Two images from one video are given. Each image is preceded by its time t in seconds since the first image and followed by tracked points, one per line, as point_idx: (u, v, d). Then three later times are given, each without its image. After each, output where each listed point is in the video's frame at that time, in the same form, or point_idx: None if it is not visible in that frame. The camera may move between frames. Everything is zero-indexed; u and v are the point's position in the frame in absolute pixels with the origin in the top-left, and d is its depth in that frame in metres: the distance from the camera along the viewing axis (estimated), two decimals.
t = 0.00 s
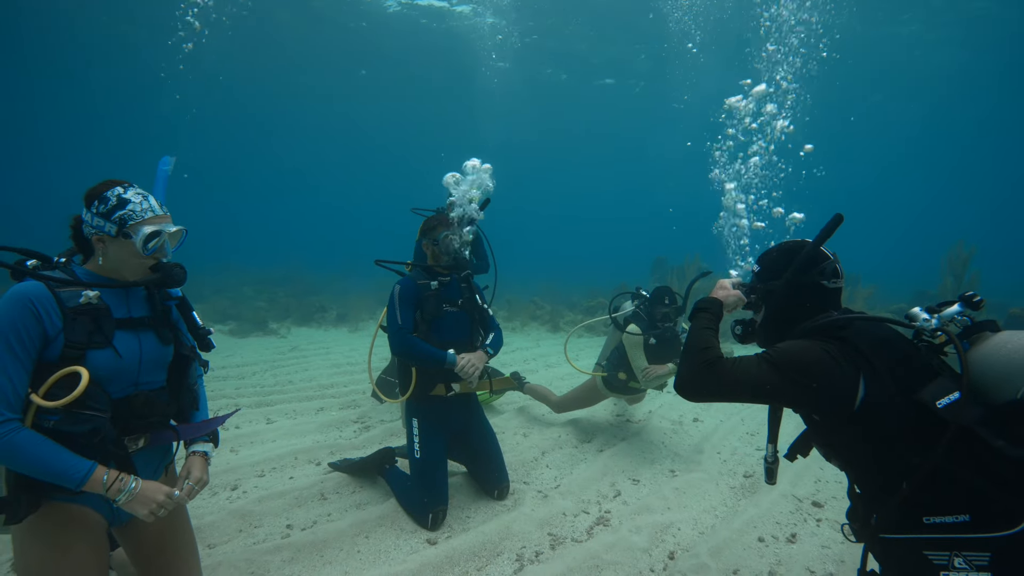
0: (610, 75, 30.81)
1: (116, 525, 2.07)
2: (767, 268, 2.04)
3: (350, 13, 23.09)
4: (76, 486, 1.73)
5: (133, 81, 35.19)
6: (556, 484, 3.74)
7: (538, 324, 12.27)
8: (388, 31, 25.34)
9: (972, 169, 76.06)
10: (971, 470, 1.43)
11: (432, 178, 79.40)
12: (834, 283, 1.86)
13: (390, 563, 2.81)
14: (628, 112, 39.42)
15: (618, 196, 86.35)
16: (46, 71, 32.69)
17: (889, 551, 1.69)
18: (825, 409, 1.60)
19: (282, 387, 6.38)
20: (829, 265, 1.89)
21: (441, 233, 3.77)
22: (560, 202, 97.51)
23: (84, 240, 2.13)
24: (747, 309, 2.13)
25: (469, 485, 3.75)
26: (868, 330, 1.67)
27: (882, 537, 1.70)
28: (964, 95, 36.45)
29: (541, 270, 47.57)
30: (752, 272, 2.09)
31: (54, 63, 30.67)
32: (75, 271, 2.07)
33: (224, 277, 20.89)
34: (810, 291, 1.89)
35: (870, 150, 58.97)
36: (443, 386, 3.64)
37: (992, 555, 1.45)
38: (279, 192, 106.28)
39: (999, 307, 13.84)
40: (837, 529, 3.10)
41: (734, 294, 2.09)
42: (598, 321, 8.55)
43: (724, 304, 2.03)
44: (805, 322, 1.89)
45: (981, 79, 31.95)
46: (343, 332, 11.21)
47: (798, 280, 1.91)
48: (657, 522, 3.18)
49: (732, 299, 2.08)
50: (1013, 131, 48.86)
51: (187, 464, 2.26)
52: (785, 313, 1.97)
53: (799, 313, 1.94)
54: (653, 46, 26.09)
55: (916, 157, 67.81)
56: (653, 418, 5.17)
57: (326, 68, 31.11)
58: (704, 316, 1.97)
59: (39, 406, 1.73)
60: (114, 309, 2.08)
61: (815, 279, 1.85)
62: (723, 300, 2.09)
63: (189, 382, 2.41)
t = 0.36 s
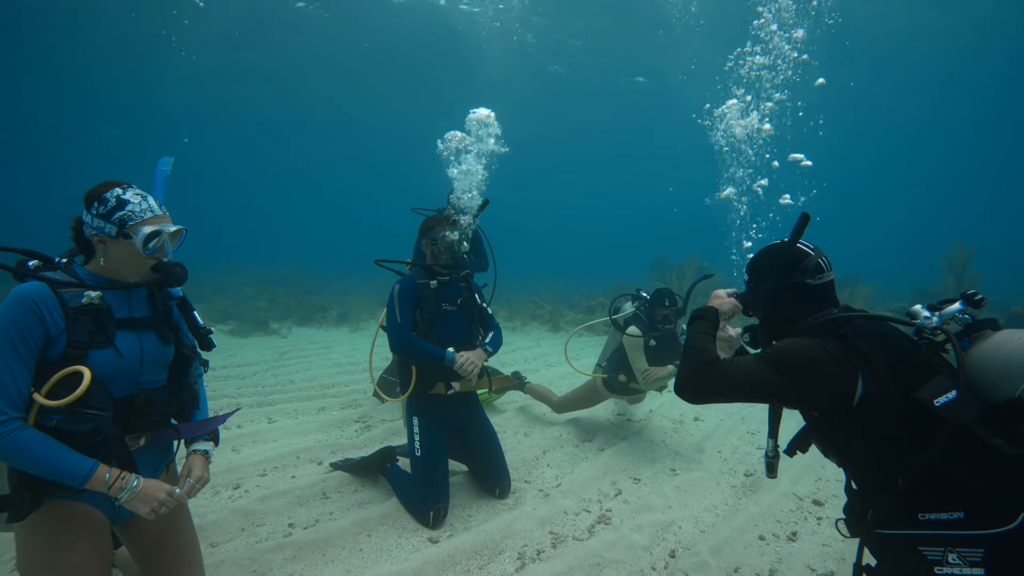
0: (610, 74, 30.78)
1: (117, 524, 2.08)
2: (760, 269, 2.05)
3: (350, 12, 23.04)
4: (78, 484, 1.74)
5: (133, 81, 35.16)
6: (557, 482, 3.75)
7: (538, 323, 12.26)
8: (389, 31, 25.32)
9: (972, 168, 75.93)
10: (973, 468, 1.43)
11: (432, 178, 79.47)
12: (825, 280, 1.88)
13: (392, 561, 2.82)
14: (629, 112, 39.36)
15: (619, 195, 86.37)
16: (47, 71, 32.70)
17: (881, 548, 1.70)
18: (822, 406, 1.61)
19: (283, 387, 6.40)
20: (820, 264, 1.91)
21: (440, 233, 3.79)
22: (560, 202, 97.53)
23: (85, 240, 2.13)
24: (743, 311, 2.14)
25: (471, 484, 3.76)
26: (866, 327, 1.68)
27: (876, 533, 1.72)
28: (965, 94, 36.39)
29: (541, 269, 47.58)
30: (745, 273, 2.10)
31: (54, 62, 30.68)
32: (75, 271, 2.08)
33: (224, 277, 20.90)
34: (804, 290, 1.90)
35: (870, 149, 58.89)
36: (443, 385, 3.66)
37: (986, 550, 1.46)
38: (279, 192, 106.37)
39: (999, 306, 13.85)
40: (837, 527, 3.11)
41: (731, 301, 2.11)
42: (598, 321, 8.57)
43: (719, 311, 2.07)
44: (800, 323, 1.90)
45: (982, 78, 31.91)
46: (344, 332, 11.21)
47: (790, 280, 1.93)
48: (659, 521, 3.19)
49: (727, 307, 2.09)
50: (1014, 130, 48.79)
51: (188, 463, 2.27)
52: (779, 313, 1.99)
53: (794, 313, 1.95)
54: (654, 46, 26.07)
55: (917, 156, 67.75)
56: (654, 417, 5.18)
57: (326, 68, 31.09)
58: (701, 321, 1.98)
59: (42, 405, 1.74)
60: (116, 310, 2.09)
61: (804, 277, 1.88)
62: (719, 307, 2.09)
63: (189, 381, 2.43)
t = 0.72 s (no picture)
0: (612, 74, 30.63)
1: (119, 523, 2.08)
2: (758, 271, 2.05)
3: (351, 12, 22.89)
4: (79, 483, 1.74)
5: (132, 81, 34.99)
6: (559, 483, 3.75)
7: (539, 324, 12.26)
8: (391, 31, 25.18)
9: (973, 167, 75.79)
10: (973, 469, 1.43)
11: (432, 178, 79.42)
12: (818, 282, 1.90)
13: (394, 562, 2.82)
14: (631, 111, 39.21)
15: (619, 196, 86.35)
16: (47, 71, 32.59)
17: (884, 548, 1.70)
18: (823, 407, 1.60)
19: (284, 387, 6.41)
20: (813, 267, 1.93)
21: (441, 233, 3.79)
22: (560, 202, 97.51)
23: (85, 243, 2.13)
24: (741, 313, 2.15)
25: (472, 484, 3.76)
26: (865, 329, 1.68)
27: (878, 534, 1.71)
28: (967, 94, 36.28)
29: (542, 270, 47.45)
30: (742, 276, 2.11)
31: (54, 62, 30.55)
32: (75, 272, 2.08)
33: (225, 278, 20.88)
34: (799, 292, 1.92)
35: (870, 149, 58.86)
36: (444, 384, 3.66)
37: (985, 550, 1.46)
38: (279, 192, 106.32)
39: (1000, 306, 13.85)
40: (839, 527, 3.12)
41: (730, 309, 2.12)
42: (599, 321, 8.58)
43: (719, 319, 2.07)
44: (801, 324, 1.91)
45: (985, 78, 31.79)
46: (345, 332, 11.21)
47: (786, 283, 1.93)
48: (661, 521, 3.19)
49: (727, 316, 2.10)
50: (1014, 130, 48.72)
51: (188, 463, 2.27)
52: (778, 317, 2.00)
53: (792, 316, 1.96)
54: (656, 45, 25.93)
55: (916, 157, 67.67)
56: (655, 418, 5.19)
57: (325, 68, 30.99)
58: (700, 326, 1.99)
59: (42, 405, 1.74)
60: (116, 310, 2.10)
61: (797, 281, 1.90)
62: (719, 316, 2.10)
63: (189, 381, 2.42)
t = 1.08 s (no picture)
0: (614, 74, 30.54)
1: (119, 522, 2.07)
2: (754, 279, 2.06)
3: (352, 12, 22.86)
4: (79, 482, 1.74)
5: (132, 81, 34.94)
6: (561, 485, 3.74)
7: (541, 324, 12.26)
8: (391, 30, 25.09)
9: (974, 168, 75.65)
10: (972, 475, 1.43)
11: (432, 179, 79.38)
12: (814, 290, 1.90)
13: (396, 563, 2.81)
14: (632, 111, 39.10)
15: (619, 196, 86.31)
16: (48, 71, 32.60)
17: (887, 555, 1.69)
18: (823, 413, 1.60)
19: (285, 388, 6.41)
20: (807, 275, 1.95)
21: (441, 234, 3.78)
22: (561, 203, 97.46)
23: (85, 242, 2.12)
24: (738, 323, 2.16)
25: (475, 485, 3.75)
26: (865, 337, 1.68)
27: (880, 539, 1.70)
28: (968, 95, 36.22)
29: (543, 271, 47.30)
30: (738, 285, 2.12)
31: (55, 62, 30.57)
32: (77, 271, 2.08)
33: (226, 278, 20.85)
34: (796, 300, 1.92)
35: (870, 150, 58.78)
36: (446, 385, 3.66)
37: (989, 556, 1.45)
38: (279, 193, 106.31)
39: (1002, 307, 13.80)
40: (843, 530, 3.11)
41: (729, 320, 2.12)
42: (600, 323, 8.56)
43: (718, 330, 2.07)
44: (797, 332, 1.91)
45: (986, 78, 31.74)
46: (346, 333, 11.19)
47: (780, 291, 1.94)
48: (664, 523, 3.19)
49: (725, 328, 2.10)
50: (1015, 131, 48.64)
51: (188, 463, 2.26)
52: (776, 325, 2.00)
53: (791, 324, 1.94)
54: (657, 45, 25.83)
55: (917, 158, 67.59)
56: (657, 419, 5.18)
57: (325, 68, 30.92)
58: (701, 337, 2.00)
59: (42, 403, 1.73)
60: (117, 309, 2.09)
61: (791, 290, 1.92)
62: (717, 327, 2.11)
63: (191, 380, 2.42)
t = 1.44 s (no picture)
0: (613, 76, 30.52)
1: (120, 522, 2.07)
2: (750, 289, 2.05)
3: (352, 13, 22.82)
4: (80, 481, 1.73)
5: (133, 82, 34.92)
6: (564, 488, 3.74)
7: (541, 327, 12.23)
8: (391, 31, 25.01)
9: (975, 170, 75.59)
10: (970, 485, 1.44)
11: (433, 180, 79.34)
12: (809, 299, 1.90)
13: (399, 566, 2.80)
14: (633, 112, 39.01)
15: (620, 198, 86.25)
16: (48, 72, 32.57)
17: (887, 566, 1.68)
18: (823, 425, 1.60)
19: (286, 390, 6.39)
20: (802, 285, 1.95)
21: (443, 236, 3.76)
22: (561, 204, 97.40)
23: (88, 240, 2.12)
24: (736, 334, 2.14)
25: (477, 488, 3.74)
26: (862, 346, 1.68)
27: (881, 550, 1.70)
28: (970, 97, 36.18)
29: (543, 272, 47.25)
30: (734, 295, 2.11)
31: (56, 63, 30.56)
32: (80, 270, 2.07)
33: (226, 280, 20.84)
34: (792, 309, 1.90)
35: (871, 152, 58.74)
36: (448, 388, 3.67)
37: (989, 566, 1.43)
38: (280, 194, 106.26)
39: (1005, 310, 13.72)
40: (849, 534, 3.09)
41: (726, 332, 2.11)
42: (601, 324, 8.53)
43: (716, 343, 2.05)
44: (794, 344, 1.90)
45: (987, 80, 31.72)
46: (347, 335, 11.16)
47: (777, 301, 1.93)
48: (669, 527, 3.17)
49: (724, 341, 2.09)
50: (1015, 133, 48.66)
51: (189, 462, 2.25)
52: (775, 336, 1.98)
53: (788, 335, 1.93)
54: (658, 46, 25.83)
55: (917, 159, 67.53)
56: (660, 422, 5.16)
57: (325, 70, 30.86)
58: (701, 350, 1.98)
59: (45, 402, 1.72)
60: (120, 307, 2.08)
61: (787, 298, 1.90)
62: (715, 339, 2.09)
63: (193, 380, 2.40)
